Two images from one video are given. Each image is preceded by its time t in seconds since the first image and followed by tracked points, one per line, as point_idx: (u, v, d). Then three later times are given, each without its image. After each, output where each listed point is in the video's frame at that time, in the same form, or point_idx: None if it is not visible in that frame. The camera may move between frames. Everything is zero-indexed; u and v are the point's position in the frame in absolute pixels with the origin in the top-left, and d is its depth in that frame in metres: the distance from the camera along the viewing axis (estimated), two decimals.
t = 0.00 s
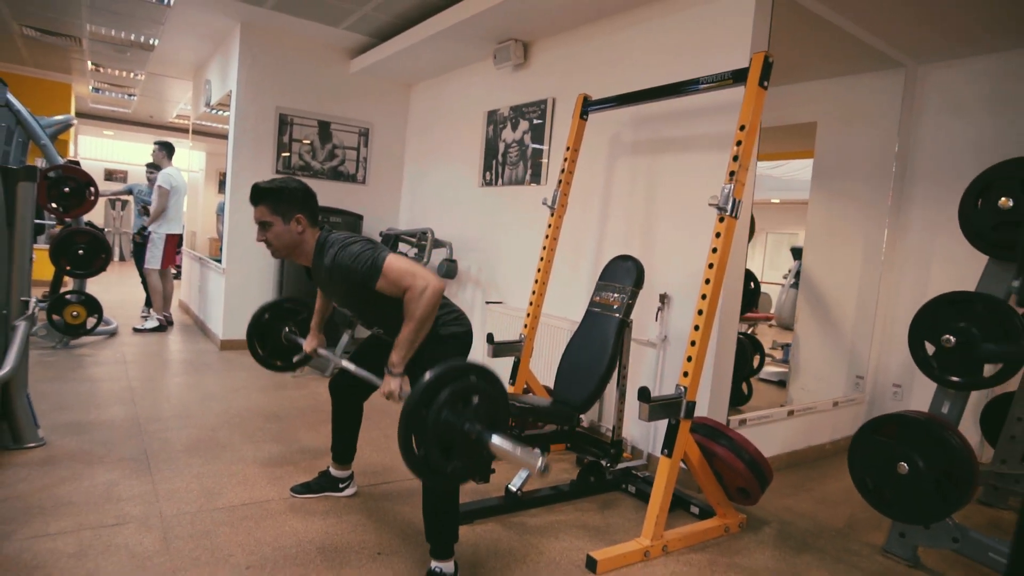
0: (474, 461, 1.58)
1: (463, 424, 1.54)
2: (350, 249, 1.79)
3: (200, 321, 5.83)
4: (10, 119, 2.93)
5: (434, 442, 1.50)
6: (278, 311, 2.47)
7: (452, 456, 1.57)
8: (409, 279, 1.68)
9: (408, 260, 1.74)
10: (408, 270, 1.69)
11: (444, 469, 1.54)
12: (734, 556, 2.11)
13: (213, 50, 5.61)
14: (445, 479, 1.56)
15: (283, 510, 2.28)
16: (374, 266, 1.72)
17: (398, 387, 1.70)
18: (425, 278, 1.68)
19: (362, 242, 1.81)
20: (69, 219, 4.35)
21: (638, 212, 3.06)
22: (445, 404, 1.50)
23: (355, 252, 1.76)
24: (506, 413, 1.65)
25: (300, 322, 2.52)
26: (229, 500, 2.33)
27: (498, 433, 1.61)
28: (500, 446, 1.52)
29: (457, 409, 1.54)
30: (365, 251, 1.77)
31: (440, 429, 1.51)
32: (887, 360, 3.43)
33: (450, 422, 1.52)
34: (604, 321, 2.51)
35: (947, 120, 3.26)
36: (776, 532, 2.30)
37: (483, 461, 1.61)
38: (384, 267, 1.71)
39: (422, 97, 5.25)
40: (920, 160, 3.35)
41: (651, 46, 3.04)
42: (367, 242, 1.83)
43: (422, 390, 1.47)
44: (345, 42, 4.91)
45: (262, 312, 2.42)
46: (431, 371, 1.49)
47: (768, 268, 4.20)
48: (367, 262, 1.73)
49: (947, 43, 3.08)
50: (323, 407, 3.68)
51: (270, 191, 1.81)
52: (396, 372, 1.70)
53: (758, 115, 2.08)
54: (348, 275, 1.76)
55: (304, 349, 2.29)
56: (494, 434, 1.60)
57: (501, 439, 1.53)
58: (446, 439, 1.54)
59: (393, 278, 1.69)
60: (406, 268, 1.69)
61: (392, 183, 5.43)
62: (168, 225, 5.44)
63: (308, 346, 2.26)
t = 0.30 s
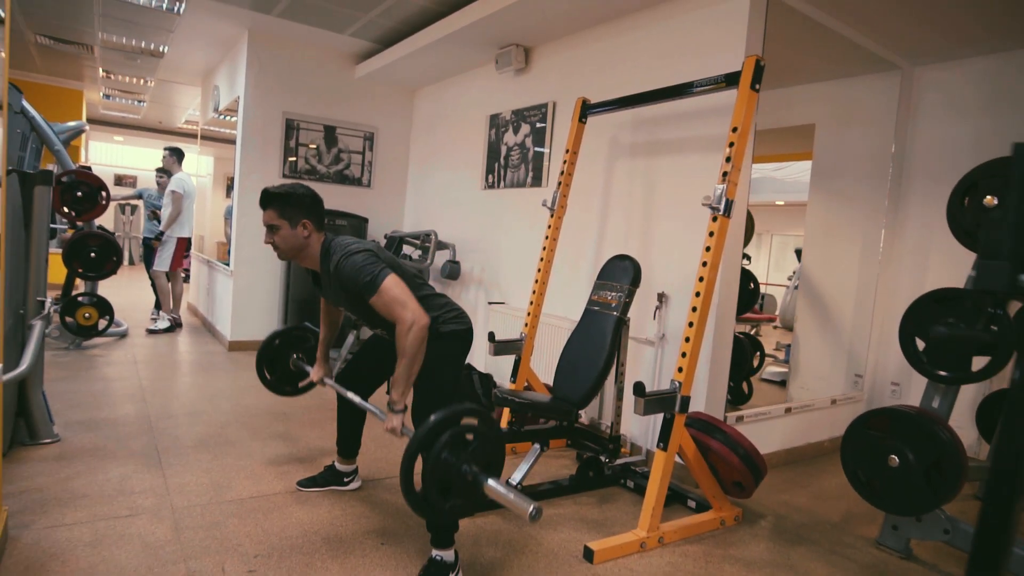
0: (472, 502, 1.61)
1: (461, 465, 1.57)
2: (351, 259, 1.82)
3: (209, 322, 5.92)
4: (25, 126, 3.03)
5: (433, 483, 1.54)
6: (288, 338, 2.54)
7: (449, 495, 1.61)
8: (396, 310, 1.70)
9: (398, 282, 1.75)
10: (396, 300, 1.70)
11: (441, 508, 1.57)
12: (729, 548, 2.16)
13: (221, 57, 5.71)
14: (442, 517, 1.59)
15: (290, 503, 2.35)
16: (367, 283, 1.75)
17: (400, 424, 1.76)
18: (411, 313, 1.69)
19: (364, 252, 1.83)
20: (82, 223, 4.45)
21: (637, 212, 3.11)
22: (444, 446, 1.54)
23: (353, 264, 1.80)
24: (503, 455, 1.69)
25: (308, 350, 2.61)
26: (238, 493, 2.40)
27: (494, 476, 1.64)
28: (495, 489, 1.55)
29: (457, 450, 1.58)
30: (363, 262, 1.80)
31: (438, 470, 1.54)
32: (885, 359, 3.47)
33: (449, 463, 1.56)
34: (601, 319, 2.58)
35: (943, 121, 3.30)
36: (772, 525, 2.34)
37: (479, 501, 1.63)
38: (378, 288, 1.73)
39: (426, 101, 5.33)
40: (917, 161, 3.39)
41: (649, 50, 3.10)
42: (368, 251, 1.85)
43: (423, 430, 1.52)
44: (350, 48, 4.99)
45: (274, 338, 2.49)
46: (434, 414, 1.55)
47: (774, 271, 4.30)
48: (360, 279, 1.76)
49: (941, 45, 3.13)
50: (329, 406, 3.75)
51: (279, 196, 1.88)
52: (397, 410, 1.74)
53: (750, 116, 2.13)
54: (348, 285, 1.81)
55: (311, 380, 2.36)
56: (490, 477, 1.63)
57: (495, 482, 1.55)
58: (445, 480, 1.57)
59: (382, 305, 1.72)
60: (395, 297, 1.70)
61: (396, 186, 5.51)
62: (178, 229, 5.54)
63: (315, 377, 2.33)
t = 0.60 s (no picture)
0: (473, 527, 1.69)
1: (464, 492, 1.64)
2: (357, 272, 1.88)
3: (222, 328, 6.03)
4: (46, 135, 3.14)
5: (436, 509, 1.61)
6: (300, 359, 2.62)
7: (452, 520, 1.68)
8: (389, 334, 1.79)
9: (396, 303, 1.82)
10: (392, 323, 1.79)
11: (444, 533, 1.64)
12: (729, 543, 2.19)
13: (234, 67, 5.85)
14: (445, 542, 1.67)
15: (301, 499, 2.42)
16: (367, 299, 1.82)
17: (407, 449, 1.81)
18: (400, 337, 1.78)
19: (369, 264, 1.89)
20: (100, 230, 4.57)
21: (640, 216, 3.17)
22: (449, 473, 1.62)
23: (358, 276, 1.86)
24: (502, 481, 1.77)
25: (319, 371, 2.69)
26: (251, 490, 2.48)
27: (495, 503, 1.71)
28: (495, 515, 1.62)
29: (461, 477, 1.66)
30: (366, 275, 1.86)
31: (442, 495, 1.62)
32: (889, 360, 3.49)
33: (452, 490, 1.63)
34: (604, 320, 2.64)
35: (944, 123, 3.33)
36: (773, 522, 2.37)
37: (481, 526, 1.69)
38: (378, 305, 1.80)
39: (434, 109, 5.42)
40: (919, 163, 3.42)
41: (652, 57, 3.17)
42: (374, 265, 1.91)
43: (430, 458, 1.60)
44: (359, 57, 5.10)
45: (287, 359, 2.57)
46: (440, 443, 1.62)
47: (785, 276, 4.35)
48: (362, 293, 1.83)
49: (941, 49, 3.16)
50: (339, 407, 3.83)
51: (291, 206, 1.95)
52: (404, 435, 1.80)
53: (746, 120, 2.19)
54: (352, 296, 1.88)
55: (322, 401, 2.45)
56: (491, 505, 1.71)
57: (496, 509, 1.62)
58: (449, 506, 1.65)
59: (378, 325, 1.81)
60: (391, 320, 1.79)
61: (405, 193, 5.60)
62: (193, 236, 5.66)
63: (326, 399, 2.41)
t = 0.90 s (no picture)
0: (480, 534, 1.75)
1: (471, 501, 1.71)
2: (367, 282, 1.95)
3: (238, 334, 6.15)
4: (72, 147, 3.27)
5: (445, 517, 1.68)
6: (316, 371, 2.69)
7: (459, 527, 1.74)
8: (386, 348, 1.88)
9: (399, 319, 1.90)
10: (389, 338, 1.87)
11: (452, 540, 1.71)
12: (734, 542, 2.22)
13: (250, 79, 5.99)
14: (453, 548, 1.73)
15: (315, 497, 2.49)
16: (373, 312, 1.90)
17: (416, 460, 1.88)
18: (399, 351, 1.86)
19: (378, 274, 1.97)
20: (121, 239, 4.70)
21: (646, 220, 3.22)
22: (456, 483, 1.69)
23: (366, 287, 1.93)
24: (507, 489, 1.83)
25: (333, 383, 2.76)
26: (267, 488, 2.55)
27: (501, 511, 1.76)
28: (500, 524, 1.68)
29: (467, 486, 1.72)
30: (374, 287, 1.93)
31: (450, 503, 1.68)
32: (897, 363, 3.50)
33: (460, 498, 1.70)
34: (610, 322, 2.69)
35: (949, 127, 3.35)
36: (778, 521, 2.40)
37: (487, 534, 1.76)
38: (381, 318, 1.88)
39: (445, 118, 5.52)
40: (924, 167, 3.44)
41: (657, 65, 3.23)
42: (383, 275, 1.98)
43: (438, 469, 1.66)
44: (372, 69, 5.22)
45: (302, 371, 2.64)
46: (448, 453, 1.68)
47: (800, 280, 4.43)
48: (369, 305, 1.90)
49: (943, 53, 3.19)
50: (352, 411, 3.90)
51: (305, 215, 2.03)
52: (413, 445, 1.87)
53: (747, 126, 2.24)
54: (360, 307, 1.95)
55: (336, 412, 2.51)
56: (497, 513, 1.76)
57: (501, 518, 1.68)
58: (456, 515, 1.71)
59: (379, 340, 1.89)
60: (390, 334, 1.87)
61: (417, 200, 5.69)
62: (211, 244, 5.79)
63: (339, 410, 2.48)
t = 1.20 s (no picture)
0: (487, 527, 1.80)
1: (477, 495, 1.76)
2: (380, 287, 2.03)
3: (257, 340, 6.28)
4: (99, 158, 3.39)
5: (453, 511, 1.73)
6: (330, 376, 2.77)
7: (466, 520, 1.80)
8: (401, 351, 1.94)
9: (413, 321, 1.97)
10: (404, 341, 1.94)
11: (461, 534, 1.76)
12: (741, 542, 2.25)
13: (269, 92, 6.15)
14: (462, 541, 1.79)
15: (331, 496, 2.56)
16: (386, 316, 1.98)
17: (426, 458, 1.94)
18: (413, 353, 1.93)
19: (391, 280, 2.04)
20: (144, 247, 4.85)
21: (655, 227, 3.27)
22: (463, 478, 1.74)
23: (381, 292, 2.00)
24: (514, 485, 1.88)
25: (347, 388, 2.82)
26: (284, 487, 2.63)
27: (507, 506, 1.81)
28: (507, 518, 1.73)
29: (474, 481, 1.77)
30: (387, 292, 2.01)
31: (457, 498, 1.74)
32: (909, 368, 3.49)
33: (466, 493, 1.75)
34: (618, 326, 2.73)
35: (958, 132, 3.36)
36: (786, 523, 2.42)
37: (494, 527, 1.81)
38: (396, 322, 1.95)
39: (459, 128, 5.62)
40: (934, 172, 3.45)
41: (665, 74, 3.29)
42: (395, 281, 2.06)
43: (445, 464, 1.72)
44: (387, 80, 5.33)
45: (316, 376, 2.71)
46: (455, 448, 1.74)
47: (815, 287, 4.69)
48: (384, 309, 1.98)
49: (951, 60, 3.21)
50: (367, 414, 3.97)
51: (322, 224, 2.12)
52: (423, 444, 1.93)
53: (751, 133, 2.28)
54: (375, 311, 2.03)
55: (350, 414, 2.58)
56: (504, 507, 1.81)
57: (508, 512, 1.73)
58: (465, 509, 1.76)
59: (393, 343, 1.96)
60: (405, 337, 1.94)
61: (431, 209, 5.78)
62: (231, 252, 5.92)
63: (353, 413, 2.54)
